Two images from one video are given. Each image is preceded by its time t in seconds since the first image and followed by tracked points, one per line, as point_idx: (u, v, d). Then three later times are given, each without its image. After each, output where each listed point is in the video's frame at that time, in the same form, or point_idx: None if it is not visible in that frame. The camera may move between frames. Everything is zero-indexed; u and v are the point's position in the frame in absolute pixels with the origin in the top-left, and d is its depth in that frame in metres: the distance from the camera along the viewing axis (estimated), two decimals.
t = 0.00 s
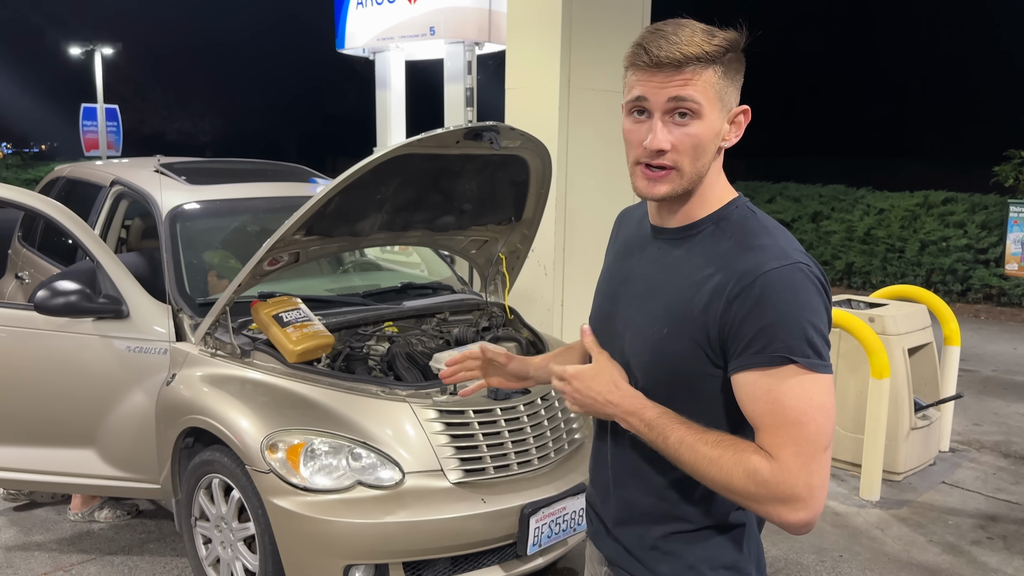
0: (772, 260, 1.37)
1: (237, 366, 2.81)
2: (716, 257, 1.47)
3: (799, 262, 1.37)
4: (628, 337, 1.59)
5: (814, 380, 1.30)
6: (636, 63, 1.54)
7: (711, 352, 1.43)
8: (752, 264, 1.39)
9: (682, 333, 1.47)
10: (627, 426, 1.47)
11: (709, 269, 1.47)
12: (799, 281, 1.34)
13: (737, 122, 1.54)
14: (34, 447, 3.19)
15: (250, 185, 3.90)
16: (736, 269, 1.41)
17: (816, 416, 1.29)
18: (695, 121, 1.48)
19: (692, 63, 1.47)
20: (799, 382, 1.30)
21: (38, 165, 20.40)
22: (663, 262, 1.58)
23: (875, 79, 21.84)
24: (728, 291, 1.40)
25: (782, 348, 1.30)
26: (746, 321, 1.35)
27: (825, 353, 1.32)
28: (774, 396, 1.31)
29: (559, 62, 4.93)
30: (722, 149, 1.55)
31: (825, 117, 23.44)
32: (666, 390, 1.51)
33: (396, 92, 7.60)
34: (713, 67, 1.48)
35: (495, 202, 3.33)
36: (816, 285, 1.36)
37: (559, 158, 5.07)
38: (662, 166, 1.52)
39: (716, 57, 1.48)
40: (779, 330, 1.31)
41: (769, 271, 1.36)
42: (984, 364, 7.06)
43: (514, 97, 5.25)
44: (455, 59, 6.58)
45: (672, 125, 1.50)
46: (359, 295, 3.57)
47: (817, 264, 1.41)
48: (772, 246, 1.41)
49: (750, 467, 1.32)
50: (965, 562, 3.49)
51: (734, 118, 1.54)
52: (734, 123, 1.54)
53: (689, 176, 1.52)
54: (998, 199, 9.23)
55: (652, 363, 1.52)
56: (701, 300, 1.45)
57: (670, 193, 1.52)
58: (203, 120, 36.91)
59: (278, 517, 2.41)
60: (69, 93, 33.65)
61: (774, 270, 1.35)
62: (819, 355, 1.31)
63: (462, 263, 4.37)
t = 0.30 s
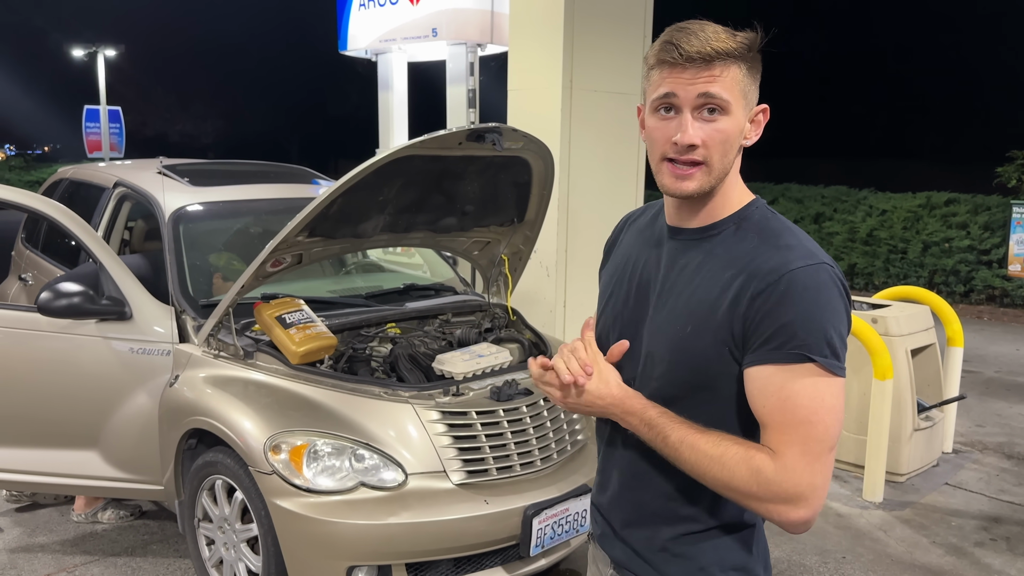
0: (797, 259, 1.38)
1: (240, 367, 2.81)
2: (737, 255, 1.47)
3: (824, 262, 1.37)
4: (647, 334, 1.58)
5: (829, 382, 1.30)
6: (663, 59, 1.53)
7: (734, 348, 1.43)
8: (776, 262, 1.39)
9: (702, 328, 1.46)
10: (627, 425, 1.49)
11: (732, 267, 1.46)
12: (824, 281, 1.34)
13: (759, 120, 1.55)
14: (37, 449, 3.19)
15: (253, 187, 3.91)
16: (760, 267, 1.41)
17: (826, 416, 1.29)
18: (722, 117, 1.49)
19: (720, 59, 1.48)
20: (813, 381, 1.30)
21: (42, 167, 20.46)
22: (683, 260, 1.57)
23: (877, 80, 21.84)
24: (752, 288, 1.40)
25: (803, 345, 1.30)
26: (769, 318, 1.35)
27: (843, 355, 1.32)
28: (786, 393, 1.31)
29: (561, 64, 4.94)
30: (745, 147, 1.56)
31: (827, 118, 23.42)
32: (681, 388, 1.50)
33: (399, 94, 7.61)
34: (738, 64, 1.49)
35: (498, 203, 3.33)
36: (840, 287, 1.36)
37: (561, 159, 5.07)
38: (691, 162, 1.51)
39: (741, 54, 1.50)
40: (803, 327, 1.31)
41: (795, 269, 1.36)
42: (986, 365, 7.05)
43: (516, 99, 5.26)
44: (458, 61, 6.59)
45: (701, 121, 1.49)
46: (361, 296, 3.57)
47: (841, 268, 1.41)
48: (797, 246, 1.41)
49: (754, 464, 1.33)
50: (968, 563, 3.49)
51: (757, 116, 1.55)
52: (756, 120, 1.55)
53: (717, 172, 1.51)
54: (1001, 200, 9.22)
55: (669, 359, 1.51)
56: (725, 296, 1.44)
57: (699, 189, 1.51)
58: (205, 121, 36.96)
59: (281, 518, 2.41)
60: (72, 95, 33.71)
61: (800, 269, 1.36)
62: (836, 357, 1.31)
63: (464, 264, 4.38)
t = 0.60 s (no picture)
0: (821, 256, 1.38)
1: (242, 368, 2.82)
2: (760, 253, 1.47)
3: (846, 259, 1.38)
4: (663, 334, 1.56)
5: (855, 377, 1.31)
6: (680, 58, 1.52)
7: (758, 345, 1.42)
8: (802, 259, 1.39)
9: (724, 327, 1.45)
10: (645, 436, 1.47)
11: (756, 265, 1.46)
12: (848, 277, 1.35)
13: (773, 118, 1.56)
14: (40, 449, 3.20)
15: (256, 188, 3.91)
16: (784, 264, 1.41)
17: (854, 411, 1.30)
18: (738, 116, 1.49)
19: (736, 58, 1.48)
20: (842, 376, 1.30)
21: (45, 168, 20.52)
22: (701, 260, 1.56)
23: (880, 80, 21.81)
24: (777, 286, 1.40)
25: (831, 340, 1.30)
26: (795, 315, 1.35)
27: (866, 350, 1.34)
28: (813, 390, 1.31)
29: (563, 65, 4.93)
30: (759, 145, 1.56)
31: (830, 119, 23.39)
32: (699, 389, 1.49)
33: (401, 95, 7.61)
34: (754, 63, 1.50)
35: (501, 204, 3.33)
36: (861, 283, 1.38)
37: (564, 160, 5.07)
38: (707, 161, 1.50)
39: (758, 53, 1.50)
40: (830, 323, 1.31)
41: (821, 266, 1.36)
42: (990, 366, 7.03)
43: (519, 100, 5.26)
44: (460, 62, 6.59)
45: (718, 120, 1.49)
46: (364, 297, 3.58)
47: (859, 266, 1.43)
48: (819, 243, 1.42)
49: (784, 463, 1.33)
50: (972, 565, 3.48)
51: (772, 114, 1.55)
52: (771, 119, 1.55)
53: (733, 171, 1.51)
54: (1005, 201, 9.20)
55: (688, 358, 1.50)
56: (750, 295, 1.44)
57: (716, 188, 1.51)
58: (208, 123, 37.03)
59: (284, 519, 2.41)
60: (76, 96, 33.79)
61: (825, 265, 1.36)
62: (860, 352, 1.32)
63: (467, 265, 4.38)
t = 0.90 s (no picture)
0: (827, 253, 1.39)
1: (245, 369, 2.82)
2: (766, 251, 1.47)
3: (852, 257, 1.38)
4: (669, 333, 1.56)
5: (860, 375, 1.31)
6: (691, 56, 1.52)
7: (764, 343, 1.42)
8: (807, 256, 1.39)
9: (729, 326, 1.45)
10: (646, 428, 1.46)
11: (762, 263, 1.46)
12: (854, 274, 1.35)
13: (781, 119, 1.56)
14: (43, 449, 3.20)
15: (259, 189, 3.92)
16: (791, 261, 1.41)
17: (856, 408, 1.29)
18: (749, 116, 1.49)
19: (749, 57, 1.48)
20: (846, 373, 1.30)
21: (49, 169, 20.58)
22: (706, 258, 1.56)
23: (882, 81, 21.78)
24: (783, 283, 1.40)
25: (837, 337, 1.31)
26: (801, 311, 1.35)
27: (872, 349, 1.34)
28: (816, 385, 1.31)
29: (566, 65, 4.93)
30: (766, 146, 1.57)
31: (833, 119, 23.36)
32: (704, 387, 1.49)
33: (404, 95, 7.61)
34: (765, 64, 1.50)
35: (504, 205, 3.33)
36: (867, 281, 1.38)
37: (567, 160, 5.07)
38: (717, 160, 1.50)
39: (769, 53, 1.50)
40: (836, 319, 1.31)
41: (827, 262, 1.37)
42: (993, 367, 7.02)
43: (521, 100, 5.26)
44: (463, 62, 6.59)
45: (728, 119, 1.49)
46: (367, 298, 3.58)
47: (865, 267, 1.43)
48: (825, 242, 1.42)
49: (785, 460, 1.32)
50: (975, 566, 3.47)
51: (780, 115, 1.55)
52: (779, 119, 1.56)
53: (742, 171, 1.51)
54: (1008, 201, 9.19)
55: (691, 356, 1.50)
56: (757, 292, 1.44)
57: (724, 188, 1.51)
58: (211, 123, 37.09)
59: (288, 519, 2.41)
60: (79, 97, 33.86)
61: (832, 262, 1.36)
62: (866, 349, 1.32)
63: (470, 266, 4.38)
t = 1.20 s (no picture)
0: (831, 261, 1.38)
1: (246, 369, 2.82)
2: (770, 259, 1.46)
3: (855, 263, 1.38)
4: (672, 340, 1.56)
5: (871, 382, 1.30)
6: (675, 74, 1.51)
7: (770, 353, 1.42)
8: (812, 265, 1.39)
9: (735, 336, 1.45)
10: (661, 453, 1.49)
11: (764, 272, 1.46)
12: (858, 282, 1.35)
13: (773, 123, 1.55)
14: (45, 450, 3.20)
15: (260, 188, 3.92)
16: (795, 270, 1.41)
17: (870, 415, 1.29)
18: (739, 128, 1.48)
19: (736, 69, 1.47)
20: (857, 382, 1.30)
21: (51, 169, 20.60)
22: (708, 265, 1.56)
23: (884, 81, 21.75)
24: (788, 293, 1.40)
25: (844, 347, 1.30)
26: (808, 321, 1.35)
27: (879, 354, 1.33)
28: (829, 396, 1.31)
29: (568, 65, 4.93)
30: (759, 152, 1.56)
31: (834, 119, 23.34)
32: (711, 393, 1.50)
33: (405, 95, 7.61)
34: (753, 73, 1.48)
35: (505, 205, 3.33)
36: (871, 287, 1.38)
37: (568, 160, 5.07)
38: (709, 174, 1.50)
39: (755, 61, 1.48)
40: (844, 329, 1.31)
41: (831, 271, 1.36)
42: (995, 367, 7.00)
43: (522, 100, 5.26)
44: (465, 62, 6.59)
45: (718, 133, 1.49)
46: (368, 297, 3.58)
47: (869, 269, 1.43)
48: (828, 248, 1.41)
49: (802, 473, 1.32)
50: (977, 566, 3.47)
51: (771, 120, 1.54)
52: (770, 124, 1.55)
53: (735, 182, 1.51)
54: (1010, 201, 9.17)
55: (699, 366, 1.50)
56: (760, 301, 1.43)
57: (718, 200, 1.51)
58: (212, 123, 37.11)
59: (289, 519, 2.41)
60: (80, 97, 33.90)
61: (835, 271, 1.36)
62: (873, 356, 1.32)
63: (471, 266, 4.37)
